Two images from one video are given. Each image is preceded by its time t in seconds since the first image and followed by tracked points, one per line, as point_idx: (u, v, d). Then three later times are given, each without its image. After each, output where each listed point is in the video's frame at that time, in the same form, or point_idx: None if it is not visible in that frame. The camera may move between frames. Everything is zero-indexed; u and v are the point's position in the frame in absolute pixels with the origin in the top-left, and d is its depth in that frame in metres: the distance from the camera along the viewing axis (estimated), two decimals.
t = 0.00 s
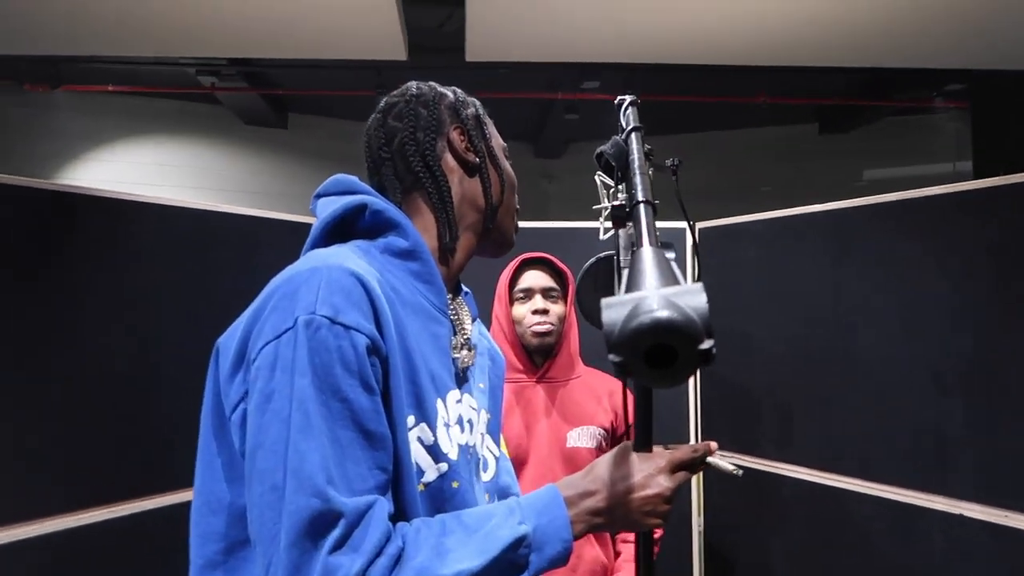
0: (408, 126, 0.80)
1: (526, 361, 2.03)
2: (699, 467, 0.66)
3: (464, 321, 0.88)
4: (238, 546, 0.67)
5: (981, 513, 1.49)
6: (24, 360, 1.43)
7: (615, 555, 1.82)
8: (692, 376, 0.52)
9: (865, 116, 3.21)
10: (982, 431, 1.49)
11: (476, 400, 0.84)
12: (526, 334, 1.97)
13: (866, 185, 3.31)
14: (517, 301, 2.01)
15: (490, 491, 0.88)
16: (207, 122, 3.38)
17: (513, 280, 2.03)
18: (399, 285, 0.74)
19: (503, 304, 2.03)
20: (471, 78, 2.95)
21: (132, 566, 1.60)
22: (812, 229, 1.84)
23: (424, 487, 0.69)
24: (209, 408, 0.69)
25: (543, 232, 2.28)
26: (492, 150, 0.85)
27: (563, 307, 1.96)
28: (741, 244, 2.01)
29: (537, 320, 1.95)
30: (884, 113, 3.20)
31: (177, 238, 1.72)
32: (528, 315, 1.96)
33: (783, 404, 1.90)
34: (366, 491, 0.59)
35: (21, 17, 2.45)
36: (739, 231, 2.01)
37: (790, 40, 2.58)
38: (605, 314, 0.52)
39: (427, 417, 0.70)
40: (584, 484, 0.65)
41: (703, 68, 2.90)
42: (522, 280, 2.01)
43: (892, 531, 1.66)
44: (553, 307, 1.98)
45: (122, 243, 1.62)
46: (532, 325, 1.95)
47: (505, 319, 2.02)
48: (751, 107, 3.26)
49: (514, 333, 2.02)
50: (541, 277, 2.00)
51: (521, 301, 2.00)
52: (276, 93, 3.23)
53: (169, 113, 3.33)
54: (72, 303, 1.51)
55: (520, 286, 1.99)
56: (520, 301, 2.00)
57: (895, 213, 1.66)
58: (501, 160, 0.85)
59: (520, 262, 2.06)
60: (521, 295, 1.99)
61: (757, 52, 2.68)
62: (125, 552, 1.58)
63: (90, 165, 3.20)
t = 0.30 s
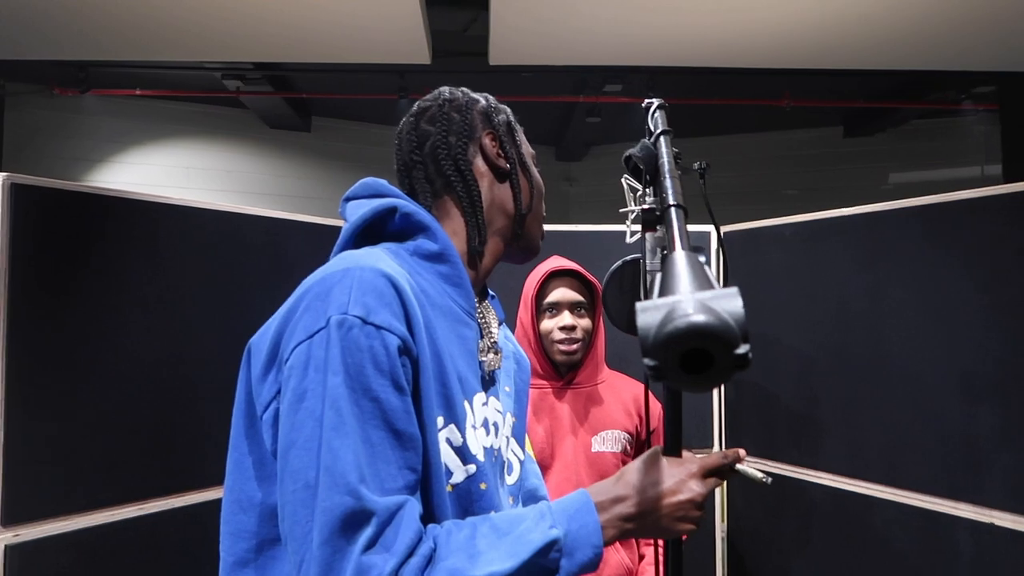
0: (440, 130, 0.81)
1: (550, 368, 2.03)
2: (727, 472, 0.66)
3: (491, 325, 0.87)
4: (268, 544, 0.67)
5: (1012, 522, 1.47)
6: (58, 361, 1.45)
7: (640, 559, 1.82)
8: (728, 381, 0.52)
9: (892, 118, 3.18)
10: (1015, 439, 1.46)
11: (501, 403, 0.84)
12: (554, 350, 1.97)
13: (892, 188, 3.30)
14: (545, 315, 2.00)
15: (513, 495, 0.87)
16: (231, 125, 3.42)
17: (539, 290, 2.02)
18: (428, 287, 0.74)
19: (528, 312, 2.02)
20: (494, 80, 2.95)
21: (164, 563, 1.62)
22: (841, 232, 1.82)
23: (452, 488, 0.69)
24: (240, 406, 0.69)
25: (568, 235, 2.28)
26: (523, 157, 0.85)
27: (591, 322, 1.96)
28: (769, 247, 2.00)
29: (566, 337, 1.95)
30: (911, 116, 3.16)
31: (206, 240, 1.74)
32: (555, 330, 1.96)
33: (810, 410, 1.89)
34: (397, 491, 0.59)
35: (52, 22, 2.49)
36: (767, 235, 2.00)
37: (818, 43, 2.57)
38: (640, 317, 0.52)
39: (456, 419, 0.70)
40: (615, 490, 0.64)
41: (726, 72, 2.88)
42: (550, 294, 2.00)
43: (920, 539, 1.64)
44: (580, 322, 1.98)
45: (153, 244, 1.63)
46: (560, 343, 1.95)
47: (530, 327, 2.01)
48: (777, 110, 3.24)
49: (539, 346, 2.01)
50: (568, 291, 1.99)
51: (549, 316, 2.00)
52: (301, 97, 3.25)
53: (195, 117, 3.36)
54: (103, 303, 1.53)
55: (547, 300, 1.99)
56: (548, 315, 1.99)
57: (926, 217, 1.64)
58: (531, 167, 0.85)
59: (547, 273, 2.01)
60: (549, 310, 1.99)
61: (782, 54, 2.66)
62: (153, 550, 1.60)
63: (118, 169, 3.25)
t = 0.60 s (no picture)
0: (458, 142, 0.80)
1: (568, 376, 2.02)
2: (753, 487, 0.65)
3: (505, 337, 0.87)
4: (283, 557, 0.66)
5: None
6: (75, 370, 1.45)
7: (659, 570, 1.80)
8: (756, 399, 0.50)
9: (910, 121, 3.14)
10: None
11: (514, 416, 0.83)
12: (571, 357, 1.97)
13: (911, 191, 3.26)
14: (563, 323, 1.99)
15: (525, 510, 0.86)
16: (246, 131, 3.44)
17: (557, 297, 2.00)
18: (445, 296, 0.74)
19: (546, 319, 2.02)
20: (508, 85, 2.94)
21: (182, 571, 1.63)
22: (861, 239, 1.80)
23: (470, 500, 0.68)
24: (255, 417, 0.69)
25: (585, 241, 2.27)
26: (537, 173, 0.85)
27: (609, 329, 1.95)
28: (789, 254, 1.99)
29: (583, 345, 1.95)
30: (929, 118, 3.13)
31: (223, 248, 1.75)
32: (573, 338, 1.95)
33: (830, 418, 1.87)
34: (417, 502, 0.58)
35: (68, 31, 2.51)
36: (787, 241, 1.99)
37: (834, 46, 2.54)
38: (666, 333, 0.51)
39: (475, 429, 0.69)
40: (639, 507, 0.63)
41: (742, 76, 2.86)
42: (568, 301, 1.98)
43: (942, 549, 1.62)
44: (598, 330, 1.97)
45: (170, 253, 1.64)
46: (578, 351, 1.94)
47: (548, 335, 2.01)
48: (794, 113, 3.21)
49: (557, 355, 2.01)
50: (586, 298, 1.98)
51: (567, 324, 1.99)
52: (316, 103, 3.26)
53: (210, 123, 3.39)
54: (121, 312, 1.54)
55: (565, 308, 1.97)
56: (566, 323, 1.98)
57: (950, 222, 1.61)
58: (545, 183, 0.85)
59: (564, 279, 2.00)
60: (567, 318, 1.98)
61: (799, 57, 2.64)
62: (171, 559, 1.60)
63: (136, 175, 3.27)
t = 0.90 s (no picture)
0: (457, 142, 0.77)
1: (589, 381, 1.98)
2: (775, 511, 0.62)
3: (509, 345, 0.84)
4: None
5: None
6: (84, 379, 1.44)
7: None
8: (783, 431, 0.47)
9: (937, 114, 3.07)
10: None
11: (521, 427, 0.81)
12: (593, 362, 1.92)
13: (936, 185, 3.18)
14: (586, 327, 1.94)
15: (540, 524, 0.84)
16: (262, 128, 3.43)
17: (580, 300, 1.96)
18: (446, 308, 0.71)
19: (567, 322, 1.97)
20: (525, 80, 2.90)
21: None
22: (887, 239, 1.76)
23: (473, 523, 0.66)
24: (249, 439, 0.66)
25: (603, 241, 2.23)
26: (542, 174, 0.82)
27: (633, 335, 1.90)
28: (812, 253, 1.94)
29: (605, 350, 1.89)
30: (956, 111, 3.05)
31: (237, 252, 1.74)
32: (595, 343, 1.90)
33: (854, 423, 1.83)
34: (417, 532, 0.55)
35: (84, 32, 2.50)
36: (810, 241, 1.95)
37: (859, 39, 2.48)
38: (685, 360, 0.48)
39: (477, 448, 0.66)
40: (654, 531, 0.60)
41: (763, 71, 2.80)
42: (592, 305, 1.94)
43: (969, 559, 1.58)
44: (622, 335, 1.92)
45: (183, 258, 1.63)
46: (600, 355, 1.89)
47: (569, 338, 1.96)
48: (817, 107, 3.15)
49: (579, 359, 1.96)
50: (610, 302, 1.94)
51: (589, 328, 1.94)
52: (333, 100, 3.24)
53: (226, 121, 3.37)
54: (134, 318, 1.53)
55: (587, 312, 1.93)
56: (588, 327, 1.94)
57: (983, 223, 1.55)
58: (550, 183, 0.81)
59: (588, 282, 1.95)
60: (589, 322, 1.93)
61: (822, 51, 2.58)
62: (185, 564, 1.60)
63: (153, 174, 3.27)
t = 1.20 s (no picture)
0: (395, 116, 0.75)
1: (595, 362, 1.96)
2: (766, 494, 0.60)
3: (485, 312, 0.84)
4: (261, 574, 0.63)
5: None
6: (69, 363, 1.43)
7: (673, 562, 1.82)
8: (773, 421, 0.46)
9: (934, 92, 3.05)
10: None
11: (508, 392, 0.80)
12: (600, 346, 1.91)
13: (931, 165, 3.16)
14: (596, 309, 1.93)
15: (533, 488, 0.85)
16: (253, 108, 3.39)
17: (592, 282, 1.94)
18: (414, 282, 0.70)
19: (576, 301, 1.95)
20: (518, 59, 2.87)
21: (185, 563, 1.63)
22: (881, 220, 1.74)
23: (452, 498, 0.65)
24: (221, 426, 0.65)
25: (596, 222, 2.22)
26: (488, 133, 0.80)
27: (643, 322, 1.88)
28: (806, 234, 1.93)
29: (613, 335, 1.88)
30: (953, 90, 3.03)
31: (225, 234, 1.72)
32: (604, 327, 1.89)
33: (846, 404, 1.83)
34: (392, 510, 0.54)
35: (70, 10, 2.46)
36: (804, 221, 1.93)
37: (856, 18, 2.46)
38: (672, 348, 0.46)
39: (453, 422, 0.65)
40: (642, 518, 0.59)
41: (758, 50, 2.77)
42: (604, 287, 1.92)
43: (957, 539, 1.59)
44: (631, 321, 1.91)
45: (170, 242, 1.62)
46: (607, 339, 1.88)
47: (576, 319, 1.94)
48: (812, 86, 3.13)
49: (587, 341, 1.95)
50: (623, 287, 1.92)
51: (600, 311, 1.92)
52: (324, 79, 3.19)
53: (216, 100, 3.33)
54: (121, 303, 1.52)
55: (598, 295, 1.92)
56: (598, 310, 1.92)
57: (980, 204, 1.54)
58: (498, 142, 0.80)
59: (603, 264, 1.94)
60: (600, 304, 1.92)
61: (818, 30, 2.55)
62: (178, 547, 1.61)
63: (142, 154, 3.24)
